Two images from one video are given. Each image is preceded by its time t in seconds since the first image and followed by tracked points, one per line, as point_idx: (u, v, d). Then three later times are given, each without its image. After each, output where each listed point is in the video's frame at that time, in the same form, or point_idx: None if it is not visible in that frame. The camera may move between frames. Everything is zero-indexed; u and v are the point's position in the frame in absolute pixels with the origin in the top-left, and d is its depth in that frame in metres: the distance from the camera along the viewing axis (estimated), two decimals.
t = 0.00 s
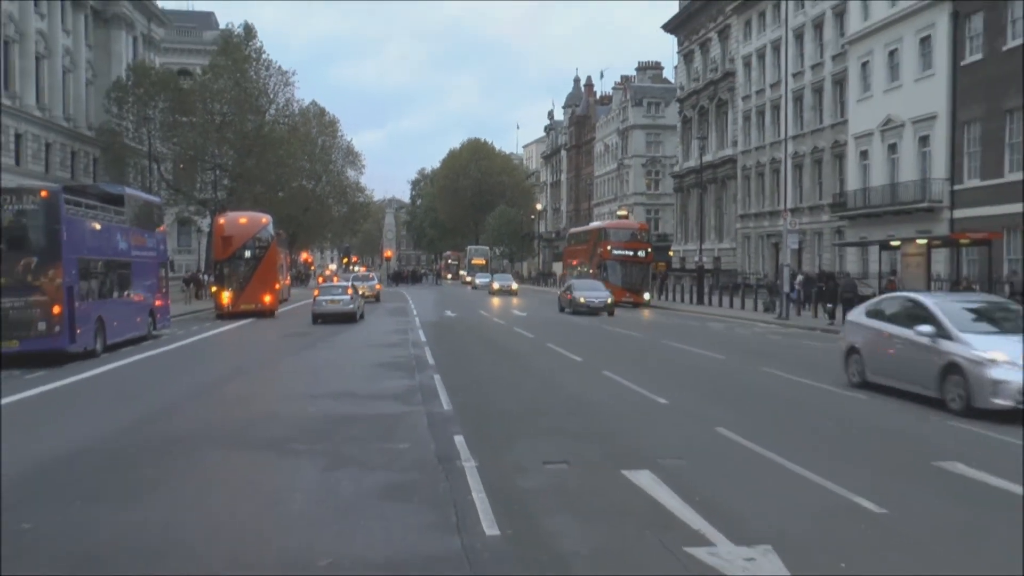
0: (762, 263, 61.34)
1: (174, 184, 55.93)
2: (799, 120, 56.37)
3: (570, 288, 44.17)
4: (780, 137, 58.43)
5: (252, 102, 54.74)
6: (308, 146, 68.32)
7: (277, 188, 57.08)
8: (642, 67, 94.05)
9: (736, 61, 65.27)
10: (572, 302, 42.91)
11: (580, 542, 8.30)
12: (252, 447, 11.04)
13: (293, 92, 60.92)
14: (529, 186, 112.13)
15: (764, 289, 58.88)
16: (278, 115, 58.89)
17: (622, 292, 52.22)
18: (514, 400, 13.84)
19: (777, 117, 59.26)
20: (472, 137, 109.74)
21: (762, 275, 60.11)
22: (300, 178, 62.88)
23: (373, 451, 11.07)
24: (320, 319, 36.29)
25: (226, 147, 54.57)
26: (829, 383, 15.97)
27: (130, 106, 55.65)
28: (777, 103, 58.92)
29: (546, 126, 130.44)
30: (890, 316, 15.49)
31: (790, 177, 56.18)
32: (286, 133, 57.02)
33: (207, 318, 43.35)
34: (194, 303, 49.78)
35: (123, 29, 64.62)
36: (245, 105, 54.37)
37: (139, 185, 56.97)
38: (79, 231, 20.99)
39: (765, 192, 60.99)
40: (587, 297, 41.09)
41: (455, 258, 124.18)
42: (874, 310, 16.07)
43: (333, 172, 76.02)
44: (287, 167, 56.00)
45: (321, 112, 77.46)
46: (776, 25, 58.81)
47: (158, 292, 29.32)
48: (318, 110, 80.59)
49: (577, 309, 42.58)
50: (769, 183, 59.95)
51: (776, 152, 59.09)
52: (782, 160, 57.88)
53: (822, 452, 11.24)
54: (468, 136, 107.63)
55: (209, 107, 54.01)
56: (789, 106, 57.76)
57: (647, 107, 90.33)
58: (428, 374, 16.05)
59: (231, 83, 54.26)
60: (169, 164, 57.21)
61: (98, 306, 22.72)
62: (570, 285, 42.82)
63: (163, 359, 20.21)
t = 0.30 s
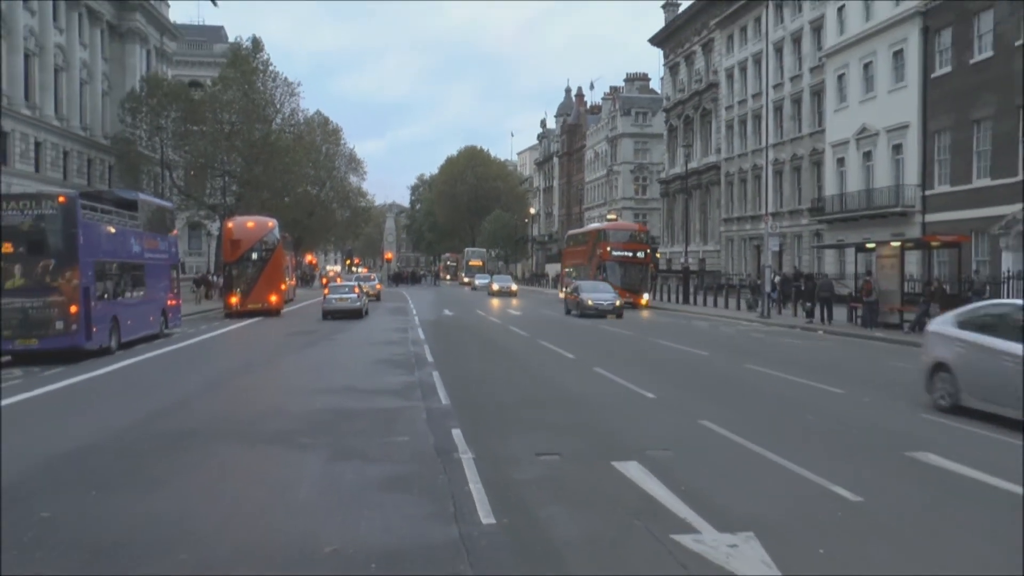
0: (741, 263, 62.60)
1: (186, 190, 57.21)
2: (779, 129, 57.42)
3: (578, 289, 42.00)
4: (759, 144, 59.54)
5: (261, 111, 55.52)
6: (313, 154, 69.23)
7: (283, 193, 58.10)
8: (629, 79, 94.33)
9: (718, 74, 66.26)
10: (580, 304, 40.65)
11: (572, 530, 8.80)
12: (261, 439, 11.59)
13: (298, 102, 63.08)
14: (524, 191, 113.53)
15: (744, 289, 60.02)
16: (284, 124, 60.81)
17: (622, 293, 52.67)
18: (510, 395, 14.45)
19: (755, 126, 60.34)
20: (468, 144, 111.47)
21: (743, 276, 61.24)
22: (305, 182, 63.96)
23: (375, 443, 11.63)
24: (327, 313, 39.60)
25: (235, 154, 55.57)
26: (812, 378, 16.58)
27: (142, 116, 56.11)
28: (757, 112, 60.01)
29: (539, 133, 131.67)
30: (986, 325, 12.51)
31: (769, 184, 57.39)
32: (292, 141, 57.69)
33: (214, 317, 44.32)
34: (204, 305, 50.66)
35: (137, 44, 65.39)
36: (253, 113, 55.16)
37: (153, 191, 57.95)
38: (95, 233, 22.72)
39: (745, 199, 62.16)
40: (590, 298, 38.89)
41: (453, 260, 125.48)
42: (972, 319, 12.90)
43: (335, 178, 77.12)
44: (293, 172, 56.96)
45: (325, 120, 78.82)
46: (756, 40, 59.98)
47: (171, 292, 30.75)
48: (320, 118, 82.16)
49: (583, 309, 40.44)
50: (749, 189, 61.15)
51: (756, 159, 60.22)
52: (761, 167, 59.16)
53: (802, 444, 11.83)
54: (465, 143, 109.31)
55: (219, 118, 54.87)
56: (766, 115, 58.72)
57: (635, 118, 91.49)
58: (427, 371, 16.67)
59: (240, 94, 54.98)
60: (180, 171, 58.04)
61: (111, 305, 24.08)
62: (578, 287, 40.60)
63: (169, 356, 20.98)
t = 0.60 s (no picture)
0: (730, 263, 63.04)
1: (184, 191, 57.39)
2: (765, 131, 57.79)
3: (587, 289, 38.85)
4: (747, 145, 60.05)
5: (259, 113, 55.77)
6: (310, 156, 69.53)
7: (280, 194, 58.27)
8: (620, 81, 95.04)
9: (706, 76, 66.70)
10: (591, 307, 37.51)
11: (563, 524, 9.03)
12: (258, 435, 11.79)
13: (294, 105, 63.17)
14: (516, 193, 113.96)
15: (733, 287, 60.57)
16: (281, 126, 61.06)
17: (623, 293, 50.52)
18: (501, 391, 14.72)
19: (743, 129, 60.86)
20: (461, 146, 112.18)
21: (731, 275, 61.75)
22: (301, 184, 64.25)
23: (370, 439, 11.85)
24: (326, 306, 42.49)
25: (233, 155, 55.68)
26: (800, 375, 16.83)
27: (141, 118, 56.52)
28: (745, 115, 60.45)
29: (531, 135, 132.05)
30: None
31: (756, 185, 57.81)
32: (289, 143, 58.00)
33: (210, 316, 44.48)
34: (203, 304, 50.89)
35: (135, 47, 65.70)
36: (250, 116, 55.38)
37: (150, 193, 57.94)
38: (94, 234, 22.92)
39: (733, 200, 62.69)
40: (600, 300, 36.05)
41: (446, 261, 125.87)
42: None
43: (330, 180, 77.41)
44: (289, 174, 57.07)
45: (320, 122, 79.12)
46: (744, 43, 60.33)
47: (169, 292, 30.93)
48: (315, 120, 82.73)
49: (589, 310, 37.69)
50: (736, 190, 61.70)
51: (743, 160, 60.64)
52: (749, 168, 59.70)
53: (789, 439, 12.10)
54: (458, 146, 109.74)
55: (216, 120, 55.06)
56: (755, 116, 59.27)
57: (625, 120, 91.98)
58: (421, 368, 16.91)
59: (237, 96, 55.29)
60: (179, 173, 58.30)
61: (109, 304, 24.22)
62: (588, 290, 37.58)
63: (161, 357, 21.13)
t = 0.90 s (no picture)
0: (723, 263, 63.18)
1: (176, 191, 57.18)
2: (758, 131, 57.87)
3: (602, 291, 34.48)
4: (739, 146, 60.19)
5: (252, 113, 55.66)
6: (302, 157, 69.51)
7: (273, 194, 58.18)
8: (613, 81, 95.11)
9: (699, 77, 66.85)
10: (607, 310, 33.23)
11: (557, 525, 9.02)
12: (252, 435, 11.78)
13: (286, 105, 63.00)
14: (509, 193, 114.00)
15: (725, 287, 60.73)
16: (274, 125, 60.98)
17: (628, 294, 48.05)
18: (495, 391, 14.73)
19: (736, 129, 61.01)
20: (454, 146, 112.25)
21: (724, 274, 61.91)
22: (293, 184, 64.21)
23: (364, 439, 11.85)
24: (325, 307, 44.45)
25: (225, 155, 55.52)
26: (793, 375, 16.86)
27: (134, 118, 56.39)
28: (737, 115, 60.55)
29: (525, 135, 132.12)
30: None
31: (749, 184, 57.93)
32: (282, 143, 57.86)
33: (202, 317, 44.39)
34: (195, 305, 50.85)
35: (128, 47, 65.46)
36: (243, 116, 55.22)
37: (143, 193, 57.78)
38: (86, 234, 22.95)
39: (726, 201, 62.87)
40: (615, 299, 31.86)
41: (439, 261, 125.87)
42: None
43: (323, 180, 77.32)
44: (281, 174, 56.95)
45: (312, 122, 79.01)
46: (736, 43, 60.42)
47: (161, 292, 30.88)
48: (309, 121, 82.78)
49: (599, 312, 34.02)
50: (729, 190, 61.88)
51: (736, 160, 60.80)
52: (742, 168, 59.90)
53: (782, 438, 12.13)
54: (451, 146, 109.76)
55: (209, 120, 54.83)
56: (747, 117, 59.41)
57: (618, 120, 92.09)
58: (414, 368, 16.90)
59: (229, 96, 54.91)
60: (172, 173, 58.13)
61: (102, 304, 24.20)
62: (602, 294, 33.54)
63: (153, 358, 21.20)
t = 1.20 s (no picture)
0: (710, 264, 63.37)
1: (162, 192, 56.85)
2: (745, 133, 58.10)
3: (616, 294, 30.43)
4: (727, 147, 60.41)
5: (240, 113, 55.43)
6: (289, 157, 69.39)
7: (260, 194, 58.06)
8: (600, 82, 95.23)
9: (686, 78, 67.09)
10: (623, 315, 29.18)
11: (546, 525, 9.03)
12: (241, 435, 11.77)
13: (274, 105, 62.73)
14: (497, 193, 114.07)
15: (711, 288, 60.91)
16: (261, 126, 60.79)
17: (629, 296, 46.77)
18: (483, 391, 14.74)
19: (722, 131, 61.26)
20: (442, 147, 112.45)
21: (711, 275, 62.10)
22: (280, 185, 64.07)
23: (353, 440, 11.84)
24: (315, 306, 45.65)
25: (212, 156, 55.30)
26: (780, 375, 16.93)
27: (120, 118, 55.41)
28: (724, 116, 60.78)
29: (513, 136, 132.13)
30: None
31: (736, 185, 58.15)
32: (269, 143, 57.72)
33: (189, 317, 44.23)
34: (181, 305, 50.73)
35: (114, 46, 64.99)
36: (230, 116, 54.95)
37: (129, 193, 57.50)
38: (72, 234, 22.91)
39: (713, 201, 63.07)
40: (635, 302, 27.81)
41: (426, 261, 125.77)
42: None
43: (311, 181, 77.12)
44: (268, 174, 56.81)
45: (300, 123, 78.79)
46: (724, 45, 60.63)
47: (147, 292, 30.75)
48: (297, 121, 82.63)
49: (613, 318, 29.96)
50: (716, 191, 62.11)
51: (723, 161, 61.02)
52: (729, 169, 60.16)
53: (769, 438, 12.18)
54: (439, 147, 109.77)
55: (196, 120, 54.48)
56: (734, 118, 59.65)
57: (605, 121, 92.27)
58: (402, 369, 16.89)
59: (216, 96, 54.62)
60: (158, 173, 57.95)
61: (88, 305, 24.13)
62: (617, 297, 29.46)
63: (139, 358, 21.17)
